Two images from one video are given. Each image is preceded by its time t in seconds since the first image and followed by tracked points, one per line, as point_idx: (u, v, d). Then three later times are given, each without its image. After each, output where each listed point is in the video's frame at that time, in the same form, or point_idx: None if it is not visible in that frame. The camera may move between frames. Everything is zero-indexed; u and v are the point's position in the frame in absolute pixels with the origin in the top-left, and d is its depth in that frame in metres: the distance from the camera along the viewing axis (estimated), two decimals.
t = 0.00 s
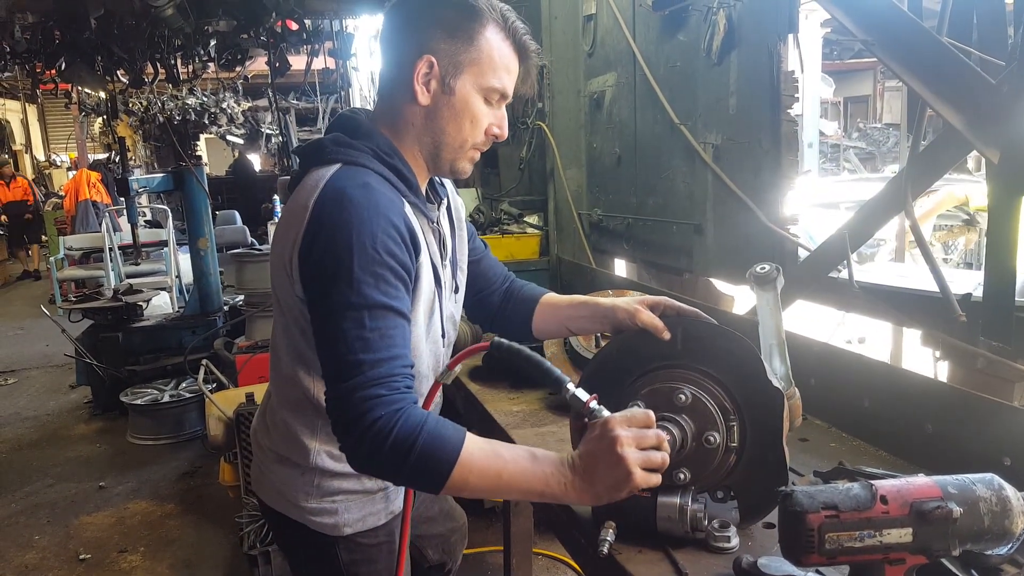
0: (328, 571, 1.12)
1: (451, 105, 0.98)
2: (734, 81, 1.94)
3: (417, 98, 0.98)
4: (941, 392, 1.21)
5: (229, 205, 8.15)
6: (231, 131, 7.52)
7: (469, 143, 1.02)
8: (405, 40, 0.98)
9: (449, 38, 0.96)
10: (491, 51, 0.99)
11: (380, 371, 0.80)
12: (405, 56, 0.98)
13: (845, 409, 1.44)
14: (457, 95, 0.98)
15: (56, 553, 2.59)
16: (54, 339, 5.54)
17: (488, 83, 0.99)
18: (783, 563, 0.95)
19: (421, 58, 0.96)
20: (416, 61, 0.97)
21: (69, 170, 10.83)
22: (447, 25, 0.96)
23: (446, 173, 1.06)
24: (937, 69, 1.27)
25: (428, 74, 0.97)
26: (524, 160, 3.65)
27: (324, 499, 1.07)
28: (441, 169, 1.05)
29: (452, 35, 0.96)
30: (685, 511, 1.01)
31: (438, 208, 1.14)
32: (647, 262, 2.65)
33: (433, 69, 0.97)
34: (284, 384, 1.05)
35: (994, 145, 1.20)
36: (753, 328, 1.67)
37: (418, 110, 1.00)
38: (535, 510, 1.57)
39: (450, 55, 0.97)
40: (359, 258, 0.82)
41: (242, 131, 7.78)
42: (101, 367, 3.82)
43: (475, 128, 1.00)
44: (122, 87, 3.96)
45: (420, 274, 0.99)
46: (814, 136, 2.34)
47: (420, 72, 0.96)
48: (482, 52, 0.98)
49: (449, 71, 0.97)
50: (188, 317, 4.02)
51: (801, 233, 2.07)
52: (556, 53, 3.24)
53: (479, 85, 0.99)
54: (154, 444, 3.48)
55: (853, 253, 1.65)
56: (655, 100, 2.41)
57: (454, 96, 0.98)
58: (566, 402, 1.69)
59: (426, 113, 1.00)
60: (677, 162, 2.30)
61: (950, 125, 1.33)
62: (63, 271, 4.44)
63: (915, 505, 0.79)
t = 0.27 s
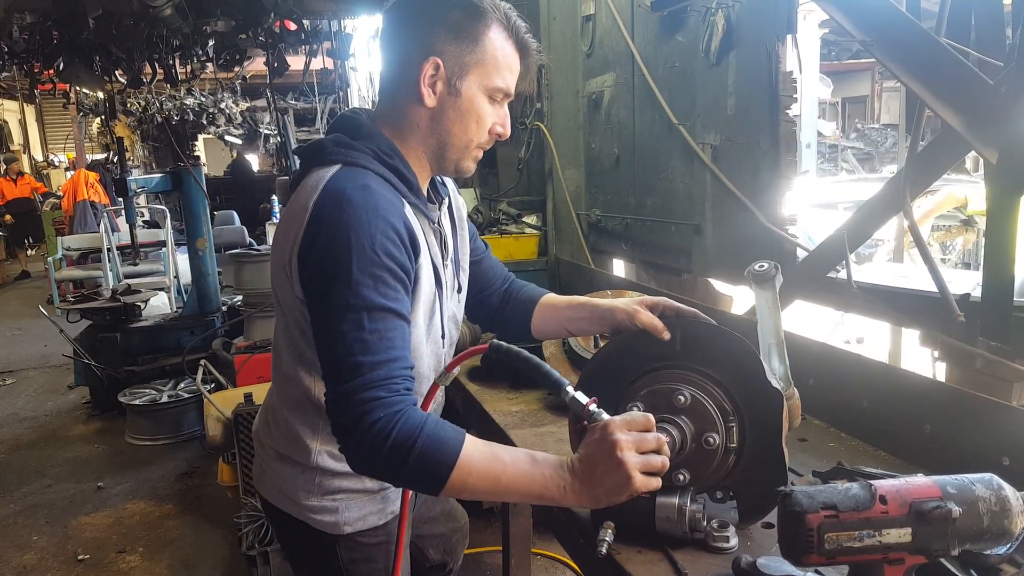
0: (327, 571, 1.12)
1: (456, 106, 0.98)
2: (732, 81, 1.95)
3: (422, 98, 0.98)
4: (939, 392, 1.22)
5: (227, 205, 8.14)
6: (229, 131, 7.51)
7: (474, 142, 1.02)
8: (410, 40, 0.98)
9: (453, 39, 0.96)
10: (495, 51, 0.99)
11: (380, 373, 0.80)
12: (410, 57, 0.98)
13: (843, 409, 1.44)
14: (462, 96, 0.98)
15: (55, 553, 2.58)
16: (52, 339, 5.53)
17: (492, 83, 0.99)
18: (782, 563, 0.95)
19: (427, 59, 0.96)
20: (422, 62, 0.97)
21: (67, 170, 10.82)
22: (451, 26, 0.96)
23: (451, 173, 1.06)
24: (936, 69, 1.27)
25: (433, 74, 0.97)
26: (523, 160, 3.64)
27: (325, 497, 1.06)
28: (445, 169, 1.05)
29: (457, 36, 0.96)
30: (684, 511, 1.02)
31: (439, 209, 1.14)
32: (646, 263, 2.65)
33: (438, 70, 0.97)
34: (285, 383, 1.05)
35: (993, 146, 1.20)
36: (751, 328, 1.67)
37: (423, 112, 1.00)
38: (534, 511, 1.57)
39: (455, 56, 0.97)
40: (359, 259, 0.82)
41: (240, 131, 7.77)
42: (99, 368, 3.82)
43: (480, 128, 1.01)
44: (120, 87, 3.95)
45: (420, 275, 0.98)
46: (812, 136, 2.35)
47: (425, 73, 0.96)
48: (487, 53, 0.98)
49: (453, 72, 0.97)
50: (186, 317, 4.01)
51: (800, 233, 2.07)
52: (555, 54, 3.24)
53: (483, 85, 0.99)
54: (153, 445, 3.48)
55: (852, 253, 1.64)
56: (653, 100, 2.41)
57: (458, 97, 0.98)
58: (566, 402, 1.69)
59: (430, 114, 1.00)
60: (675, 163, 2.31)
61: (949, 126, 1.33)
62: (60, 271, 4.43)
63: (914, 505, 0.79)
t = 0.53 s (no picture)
0: (325, 570, 1.12)
1: (456, 106, 0.98)
2: (730, 82, 1.95)
3: (422, 99, 0.98)
4: (936, 392, 1.22)
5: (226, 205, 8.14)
6: (228, 132, 7.51)
7: (474, 142, 1.02)
8: (408, 42, 0.98)
9: (453, 40, 0.96)
10: (494, 52, 0.99)
11: (378, 372, 0.80)
12: (409, 58, 0.98)
13: (841, 408, 1.45)
14: (463, 96, 0.98)
15: (53, 554, 2.58)
16: (50, 339, 5.52)
17: (492, 83, 0.99)
18: (780, 563, 0.95)
19: (426, 60, 0.96)
20: (421, 63, 0.97)
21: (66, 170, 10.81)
22: (451, 26, 0.96)
23: (450, 174, 1.06)
24: (935, 69, 1.27)
25: (433, 76, 0.97)
26: (521, 160, 3.65)
27: (322, 497, 1.06)
28: (445, 169, 1.05)
29: (456, 37, 0.96)
30: (682, 511, 1.01)
31: (439, 210, 1.14)
32: (645, 263, 2.65)
33: (438, 71, 0.97)
34: (283, 382, 1.04)
35: (991, 146, 1.20)
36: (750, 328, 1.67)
37: (424, 113, 1.00)
38: (532, 511, 1.57)
39: (455, 56, 0.97)
40: (358, 259, 0.82)
41: (239, 132, 7.77)
42: (98, 368, 3.81)
43: (480, 128, 1.01)
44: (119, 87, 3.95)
45: (419, 275, 0.98)
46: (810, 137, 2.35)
47: (425, 74, 0.96)
48: (486, 53, 0.98)
49: (454, 73, 0.97)
50: (184, 317, 4.00)
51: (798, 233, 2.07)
52: (554, 54, 3.24)
53: (483, 85, 0.99)
54: (152, 445, 3.48)
55: (850, 253, 1.64)
56: (652, 100, 2.41)
57: (458, 97, 0.98)
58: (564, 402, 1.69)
59: (430, 115, 1.00)
60: (674, 163, 2.31)
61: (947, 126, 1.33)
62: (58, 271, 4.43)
63: (912, 505, 0.79)
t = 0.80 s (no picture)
0: (323, 570, 1.12)
1: (465, 106, 0.98)
2: (730, 81, 1.95)
3: (430, 100, 0.98)
4: (934, 392, 1.22)
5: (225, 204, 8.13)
6: (227, 131, 7.50)
7: (481, 142, 1.02)
8: (415, 42, 0.97)
9: (460, 40, 0.96)
10: (501, 52, 0.99)
11: (380, 367, 0.80)
12: (416, 58, 0.97)
13: (839, 408, 1.45)
14: (470, 97, 0.98)
15: (51, 553, 2.58)
16: (49, 339, 5.51)
17: (499, 83, 0.99)
18: (779, 563, 0.94)
19: (435, 60, 0.96)
20: (429, 64, 0.96)
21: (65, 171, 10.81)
22: (459, 26, 0.96)
23: (457, 173, 1.06)
24: (933, 69, 1.27)
25: (442, 76, 0.96)
26: (521, 160, 3.64)
27: (319, 498, 1.06)
28: (452, 168, 1.05)
29: (464, 37, 0.96)
30: (681, 511, 1.01)
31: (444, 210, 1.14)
32: (644, 263, 2.65)
33: (446, 72, 0.96)
34: (282, 381, 1.04)
35: (990, 146, 1.20)
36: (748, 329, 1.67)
37: (432, 113, 0.99)
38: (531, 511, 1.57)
39: (463, 56, 0.96)
40: (363, 255, 0.82)
41: (238, 131, 7.76)
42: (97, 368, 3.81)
43: (487, 128, 1.01)
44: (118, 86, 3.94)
45: (422, 272, 0.98)
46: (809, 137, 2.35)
47: (433, 75, 0.96)
48: (493, 53, 0.98)
49: (462, 73, 0.97)
50: (183, 317, 4.00)
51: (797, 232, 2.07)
52: (553, 54, 3.24)
53: (490, 85, 0.99)
54: (151, 445, 3.47)
55: (848, 254, 1.65)
56: (651, 100, 2.41)
57: (467, 98, 0.98)
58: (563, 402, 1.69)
59: (438, 115, 0.99)
60: (673, 162, 2.31)
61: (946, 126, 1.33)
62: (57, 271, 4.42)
63: (911, 505, 0.79)
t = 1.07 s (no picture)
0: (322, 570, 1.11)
1: (481, 110, 0.98)
2: (729, 81, 1.95)
3: (448, 104, 0.98)
4: (934, 391, 1.22)
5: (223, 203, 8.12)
6: (225, 130, 7.49)
7: (497, 145, 1.02)
8: (432, 45, 0.97)
9: (476, 44, 0.96)
10: (517, 56, 0.99)
11: (383, 364, 0.80)
12: (432, 61, 0.97)
13: (837, 407, 1.45)
14: (487, 101, 0.98)
15: (49, 553, 2.57)
16: (47, 338, 5.50)
17: (514, 87, 0.99)
18: (778, 563, 0.94)
19: (452, 64, 0.96)
20: (445, 68, 0.96)
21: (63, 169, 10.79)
22: (475, 29, 0.96)
23: (472, 176, 1.06)
24: (932, 68, 1.27)
25: (458, 80, 0.96)
26: (519, 159, 3.64)
27: (319, 495, 1.06)
28: (468, 172, 1.05)
29: (480, 42, 0.96)
30: (680, 511, 1.01)
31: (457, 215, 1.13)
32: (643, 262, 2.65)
33: (463, 76, 0.96)
34: (286, 377, 1.04)
35: (989, 146, 1.20)
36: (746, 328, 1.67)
37: (449, 118, 0.99)
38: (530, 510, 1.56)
39: (480, 60, 0.96)
40: (370, 252, 0.82)
41: (237, 130, 7.75)
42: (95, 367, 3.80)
43: (503, 131, 1.00)
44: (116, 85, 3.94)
45: (429, 273, 0.98)
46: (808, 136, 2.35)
47: (450, 79, 0.96)
48: (509, 57, 0.98)
49: (479, 77, 0.97)
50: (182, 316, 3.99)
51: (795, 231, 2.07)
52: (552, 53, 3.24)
53: (506, 89, 0.99)
54: (149, 444, 3.47)
55: (847, 253, 1.65)
56: (650, 99, 2.40)
57: (484, 101, 0.98)
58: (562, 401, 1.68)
59: (454, 119, 0.99)
60: (672, 162, 2.30)
61: (945, 126, 1.33)
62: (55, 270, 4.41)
63: (910, 505, 0.79)
